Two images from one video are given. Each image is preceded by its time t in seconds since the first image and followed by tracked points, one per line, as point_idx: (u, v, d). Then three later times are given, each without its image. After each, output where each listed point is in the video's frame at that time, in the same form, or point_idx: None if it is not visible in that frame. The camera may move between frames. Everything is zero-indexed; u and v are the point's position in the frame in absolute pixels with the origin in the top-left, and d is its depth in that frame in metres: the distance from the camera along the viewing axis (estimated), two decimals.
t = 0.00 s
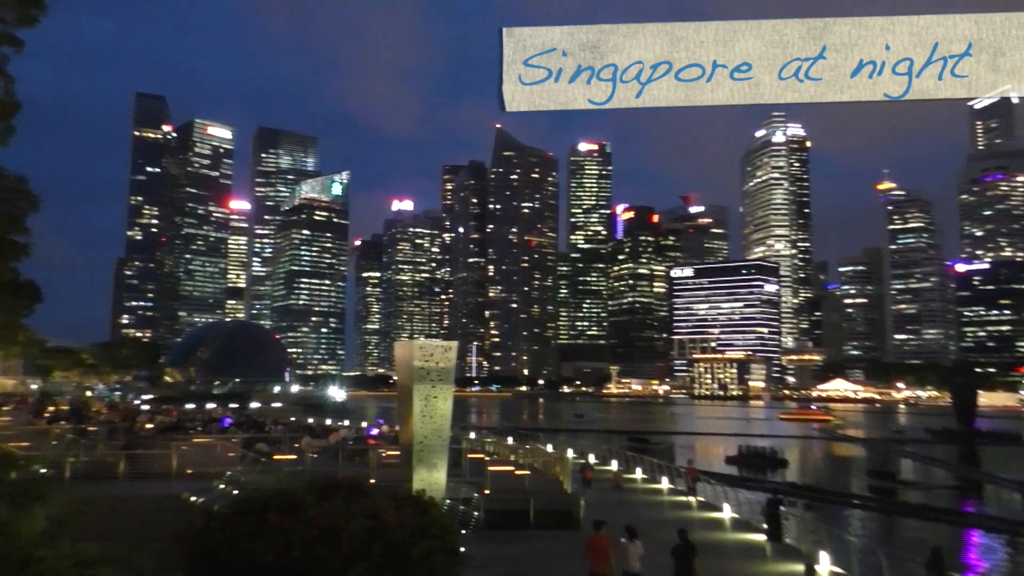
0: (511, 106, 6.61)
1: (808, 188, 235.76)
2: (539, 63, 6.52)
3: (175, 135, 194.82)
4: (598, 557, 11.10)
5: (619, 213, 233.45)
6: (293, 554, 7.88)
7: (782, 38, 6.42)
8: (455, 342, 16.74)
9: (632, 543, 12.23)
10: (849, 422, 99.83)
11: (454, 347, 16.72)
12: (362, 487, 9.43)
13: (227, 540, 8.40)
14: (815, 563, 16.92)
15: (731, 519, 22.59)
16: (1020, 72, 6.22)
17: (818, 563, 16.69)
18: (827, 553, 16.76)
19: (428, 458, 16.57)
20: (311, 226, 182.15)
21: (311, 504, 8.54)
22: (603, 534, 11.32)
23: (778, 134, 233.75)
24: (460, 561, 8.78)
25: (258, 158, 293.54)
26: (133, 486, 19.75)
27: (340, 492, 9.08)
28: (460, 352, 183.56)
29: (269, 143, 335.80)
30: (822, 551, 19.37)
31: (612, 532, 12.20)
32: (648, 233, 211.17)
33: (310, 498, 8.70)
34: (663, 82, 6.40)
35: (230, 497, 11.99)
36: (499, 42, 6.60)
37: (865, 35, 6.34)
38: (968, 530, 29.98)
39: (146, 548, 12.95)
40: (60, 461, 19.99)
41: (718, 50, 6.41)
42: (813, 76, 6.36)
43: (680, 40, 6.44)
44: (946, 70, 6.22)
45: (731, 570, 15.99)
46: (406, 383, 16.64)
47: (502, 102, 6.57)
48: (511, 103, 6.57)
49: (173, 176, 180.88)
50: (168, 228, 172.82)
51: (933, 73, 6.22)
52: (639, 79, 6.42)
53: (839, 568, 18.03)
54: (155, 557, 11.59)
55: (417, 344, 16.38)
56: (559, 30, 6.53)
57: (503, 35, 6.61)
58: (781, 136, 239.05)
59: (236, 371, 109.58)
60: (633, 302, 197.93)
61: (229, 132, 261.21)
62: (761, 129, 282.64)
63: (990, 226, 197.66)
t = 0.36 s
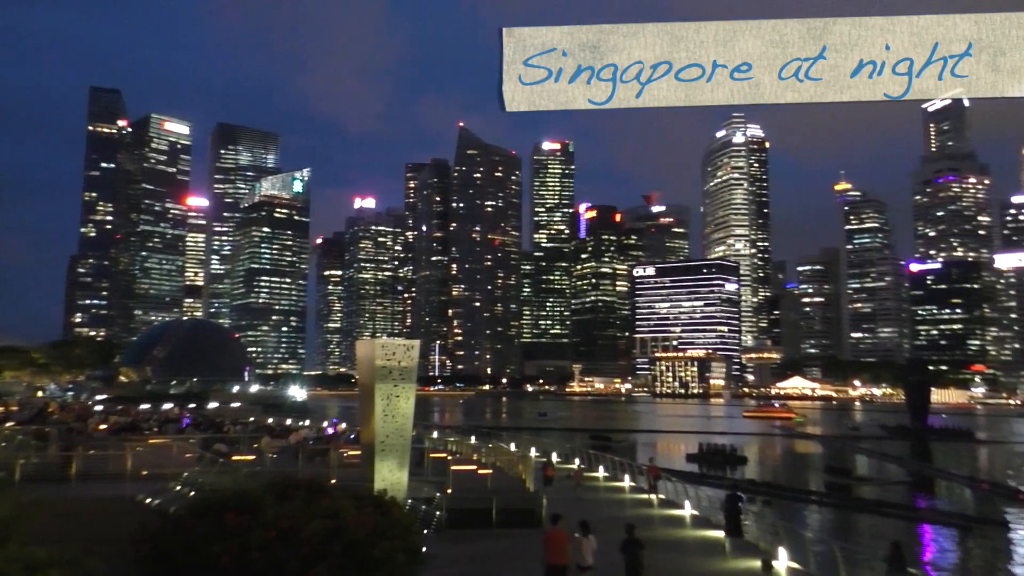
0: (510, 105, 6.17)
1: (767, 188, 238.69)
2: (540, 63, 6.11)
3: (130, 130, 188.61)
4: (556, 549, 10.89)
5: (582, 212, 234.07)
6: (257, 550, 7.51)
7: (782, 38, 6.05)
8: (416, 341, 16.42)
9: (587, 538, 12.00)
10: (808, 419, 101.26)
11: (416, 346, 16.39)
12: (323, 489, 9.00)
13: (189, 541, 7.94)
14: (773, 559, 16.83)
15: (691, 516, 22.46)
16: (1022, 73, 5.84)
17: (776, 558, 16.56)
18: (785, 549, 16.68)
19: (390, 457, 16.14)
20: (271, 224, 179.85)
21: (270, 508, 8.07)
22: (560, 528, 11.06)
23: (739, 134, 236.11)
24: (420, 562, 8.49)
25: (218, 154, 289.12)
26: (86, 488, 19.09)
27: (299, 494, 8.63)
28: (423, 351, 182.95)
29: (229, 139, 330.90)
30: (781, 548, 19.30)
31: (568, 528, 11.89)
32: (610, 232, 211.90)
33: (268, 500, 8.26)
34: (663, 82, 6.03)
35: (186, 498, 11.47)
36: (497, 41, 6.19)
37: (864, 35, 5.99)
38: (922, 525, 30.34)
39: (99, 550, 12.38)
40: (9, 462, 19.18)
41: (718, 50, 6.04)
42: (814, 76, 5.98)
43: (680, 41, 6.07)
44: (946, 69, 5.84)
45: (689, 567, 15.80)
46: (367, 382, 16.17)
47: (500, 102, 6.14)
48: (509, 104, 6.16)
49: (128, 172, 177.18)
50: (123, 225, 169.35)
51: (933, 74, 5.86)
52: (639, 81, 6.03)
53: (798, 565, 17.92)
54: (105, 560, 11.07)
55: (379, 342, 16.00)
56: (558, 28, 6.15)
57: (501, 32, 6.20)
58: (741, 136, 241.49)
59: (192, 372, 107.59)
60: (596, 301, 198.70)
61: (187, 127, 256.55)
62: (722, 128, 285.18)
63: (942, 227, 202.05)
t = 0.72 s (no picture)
0: (512, 105, 6.26)
1: (744, 187, 240.39)
2: (540, 64, 6.19)
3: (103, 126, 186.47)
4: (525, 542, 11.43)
5: (560, 211, 234.52)
6: (230, 547, 7.42)
7: (782, 38, 6.14)
8: (396, 339, 16.41)
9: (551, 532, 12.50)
10: (784, 417, 102.35)
11: (394, 345, 16.42)
12: (299, 486, 8.87)
13: (157, 544, 7.72)
14: (748, 555, 17.01)
15: (668, 513, 22.59)
16: (1019, 73, 5.93)
17: (751, 554, 16.72)
18: (760, 545, 16.86)
19: (368, 456, 16.12)
20: (248, 221, 178.58)
21: (246, 503, 7.98)
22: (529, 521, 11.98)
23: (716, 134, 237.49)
24: (399, 560, 8.49)
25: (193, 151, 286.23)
26: (59, 488, 18.85)
27: (276, 492, 8.50)
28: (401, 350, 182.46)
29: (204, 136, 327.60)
30: (756, 543, 19.49)
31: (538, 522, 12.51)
32: (588, 230, 212.22)
33: (244, 497, 8.12)
34: (663, 82, 6.13)
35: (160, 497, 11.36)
36: (498, 44, 6.25)
37: (863, 36, 6.08)
38: (893, 520, 30.85)
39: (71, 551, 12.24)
40: None
41: (718, 50, 6.13)
42: (812, 77, 6.09)
43: (680, 41, 6.16)
44: (944, 70, 5.96)
45: (663, 563, 15.93)
46: (344, 381, 16.17)
47: (502, 102, 6.22)
48: (511, 103, 6.24)
49: (102, 169, 174.67)
50: (96, 223, 167.01)
51: (932, 74, 5.97)
52: (640, 80, 6.12)
53: (771, 560, 18.12)
54: (77, 558, 10.96)
55: (358, 341, 15.96)
56: (560, 30, 6.23)
57: (503, 35, 6.26)
58: (718, 136, 242.73)
59: (167, 370, 106.38)
60: (574, 300, 199.40)
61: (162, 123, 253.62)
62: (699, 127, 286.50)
63: (915, 226, 204.88)
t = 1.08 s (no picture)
0: (510, 106, 6.18)
1: (724, 186, 241.40)
2: (539, 64, 6.11)
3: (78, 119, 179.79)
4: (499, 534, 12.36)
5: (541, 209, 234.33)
6: (209, 548, 7.27)
7: (783, 37, 6.06)
8: (376, 337, 16.28)
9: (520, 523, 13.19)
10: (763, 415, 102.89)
11: (373, 343, 16.32)
12: (277, 485, 8.63)
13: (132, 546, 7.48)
14: (727, 552, 17.05)
15: (647, 510, 22.61)
16: (1022, 73, 5.87)
17: (730, 551, 16.75)
18: (739, 542, 16.91)
19: (346, 454, 15.98)
20: (226, 218, 176.60)
21: (225, 504, 7.75)
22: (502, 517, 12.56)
23: (696, 132, 238.21)
24: (378, 559, 8.35)
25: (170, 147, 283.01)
26: (31, 489, 18.45)
27: (255, 490, 8.28)
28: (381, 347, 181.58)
29: (182, 132, 324.31)
30: (735, 541, 19.55)
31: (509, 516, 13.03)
32: (569, 229, 212.07)
33: (223, 495, 7.88)
34: (663, 82, 6.05)
35: (132, 498, 11.16)
36: (497, 42, 6.16)
37: (864, 35, 6.00)
38: (871, 517, 31.04)
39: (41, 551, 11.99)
40: None
41: (718, 50, 6.05)
42: (812, 77, 6.02)
43: (680, 41, 6.09)
44: (945, 70, 5.88)
45: (642, 560, 15.88)
46: (324, 378, 15.97)
47: (500, 101, 6.14)
48: (509, 103, 6.15)
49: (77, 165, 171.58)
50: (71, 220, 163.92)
51: (931, 75, 5.89)
52: (639, 80, 6.04)
53: (750, 557, 18.14)
54: (47, 559, 10.70)
55: (337, 339, 15.78)
56: (558, 29, 6.15)
57: (501, 34, 6.17)
58: (698, 134, 243.63)
59: (145, 367, 105.29)
60: (555, 298, 199.43)
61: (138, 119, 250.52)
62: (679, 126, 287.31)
63: (892, 225, 206.69)
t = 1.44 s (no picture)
0: (512, 104, 6.45)
1: (702, 187, 242.94)
2: (540, 64, 6.38)
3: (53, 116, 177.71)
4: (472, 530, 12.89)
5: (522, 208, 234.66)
6: (189, 549, 7.18)
7: (782, 38, 6.33)
8: (355, 337, 16.57)
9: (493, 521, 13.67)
10: (741, 414, 103.83)
11: (353, 341, 16.56)
12: (257, 485, 8.57)
13: (114, 544, 7.38)
14: (705, 550, 17.34)
15: (625, 509, 22.87)
16: (1018, 74, 6.14)
17: (707, 549, 17.06)
18: (715, 540, 17.21)
19: (324, 455, 16.23)
20: (204, 217, 175.44)
21: (200, 504, 7.69)
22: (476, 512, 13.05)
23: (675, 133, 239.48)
24: (356, 557, 8.32)
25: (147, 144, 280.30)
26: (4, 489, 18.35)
27: (231, 490, 8.23)
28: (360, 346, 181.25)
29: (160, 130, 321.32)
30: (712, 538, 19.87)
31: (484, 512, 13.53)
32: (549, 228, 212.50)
33: (199, 494, 7.82)
34: (663, 82, 6.33)
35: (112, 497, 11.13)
36: (499, 43, 6.42)
37: (864, 35, 6.27)
38: (846, 515, 31.57)
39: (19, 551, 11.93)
40: None
41: (718, 50, 6.33)
42: (813, 76, 6.30)
43: (680, 41, 6.36)
44: (945, 70, 6.15)
45: (620, 559, 16.07)
46: (302, 379, 16.19)
47: (503, 101, 6.41)
48: (511, 103, 6.42)
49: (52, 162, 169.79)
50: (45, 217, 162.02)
51: (933, 74, 6.16)
52: (639, 80, 6.31)
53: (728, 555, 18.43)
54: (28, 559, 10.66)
55: (315, 339, 16.10)
56: (560, 30, 6.40)
57: (503, 35, 6.43)
58: (677, 135, 244.98)
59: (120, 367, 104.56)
60: (534, 297, 199.87)
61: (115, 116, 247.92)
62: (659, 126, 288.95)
63: (868, 227, 209.21)
